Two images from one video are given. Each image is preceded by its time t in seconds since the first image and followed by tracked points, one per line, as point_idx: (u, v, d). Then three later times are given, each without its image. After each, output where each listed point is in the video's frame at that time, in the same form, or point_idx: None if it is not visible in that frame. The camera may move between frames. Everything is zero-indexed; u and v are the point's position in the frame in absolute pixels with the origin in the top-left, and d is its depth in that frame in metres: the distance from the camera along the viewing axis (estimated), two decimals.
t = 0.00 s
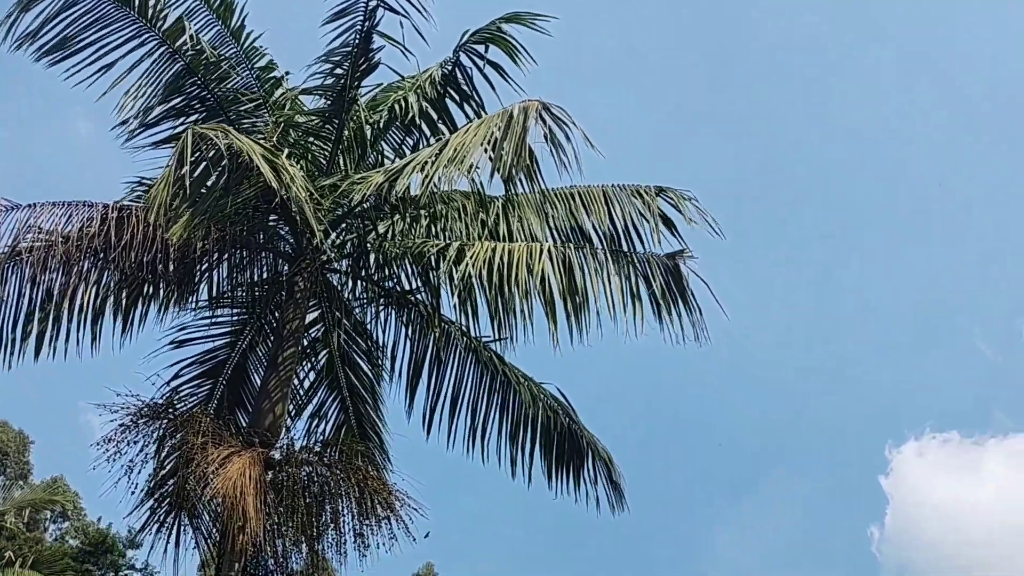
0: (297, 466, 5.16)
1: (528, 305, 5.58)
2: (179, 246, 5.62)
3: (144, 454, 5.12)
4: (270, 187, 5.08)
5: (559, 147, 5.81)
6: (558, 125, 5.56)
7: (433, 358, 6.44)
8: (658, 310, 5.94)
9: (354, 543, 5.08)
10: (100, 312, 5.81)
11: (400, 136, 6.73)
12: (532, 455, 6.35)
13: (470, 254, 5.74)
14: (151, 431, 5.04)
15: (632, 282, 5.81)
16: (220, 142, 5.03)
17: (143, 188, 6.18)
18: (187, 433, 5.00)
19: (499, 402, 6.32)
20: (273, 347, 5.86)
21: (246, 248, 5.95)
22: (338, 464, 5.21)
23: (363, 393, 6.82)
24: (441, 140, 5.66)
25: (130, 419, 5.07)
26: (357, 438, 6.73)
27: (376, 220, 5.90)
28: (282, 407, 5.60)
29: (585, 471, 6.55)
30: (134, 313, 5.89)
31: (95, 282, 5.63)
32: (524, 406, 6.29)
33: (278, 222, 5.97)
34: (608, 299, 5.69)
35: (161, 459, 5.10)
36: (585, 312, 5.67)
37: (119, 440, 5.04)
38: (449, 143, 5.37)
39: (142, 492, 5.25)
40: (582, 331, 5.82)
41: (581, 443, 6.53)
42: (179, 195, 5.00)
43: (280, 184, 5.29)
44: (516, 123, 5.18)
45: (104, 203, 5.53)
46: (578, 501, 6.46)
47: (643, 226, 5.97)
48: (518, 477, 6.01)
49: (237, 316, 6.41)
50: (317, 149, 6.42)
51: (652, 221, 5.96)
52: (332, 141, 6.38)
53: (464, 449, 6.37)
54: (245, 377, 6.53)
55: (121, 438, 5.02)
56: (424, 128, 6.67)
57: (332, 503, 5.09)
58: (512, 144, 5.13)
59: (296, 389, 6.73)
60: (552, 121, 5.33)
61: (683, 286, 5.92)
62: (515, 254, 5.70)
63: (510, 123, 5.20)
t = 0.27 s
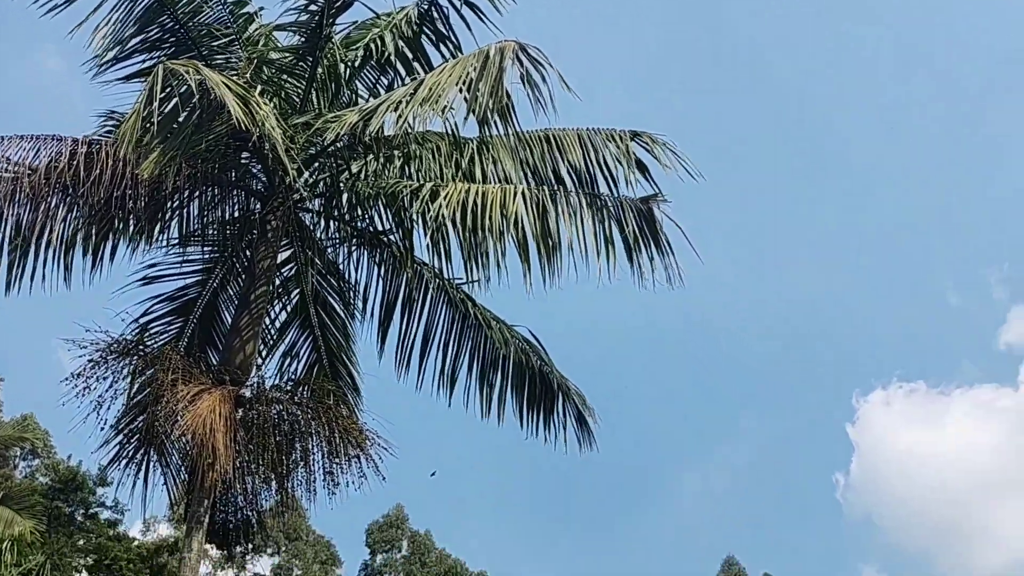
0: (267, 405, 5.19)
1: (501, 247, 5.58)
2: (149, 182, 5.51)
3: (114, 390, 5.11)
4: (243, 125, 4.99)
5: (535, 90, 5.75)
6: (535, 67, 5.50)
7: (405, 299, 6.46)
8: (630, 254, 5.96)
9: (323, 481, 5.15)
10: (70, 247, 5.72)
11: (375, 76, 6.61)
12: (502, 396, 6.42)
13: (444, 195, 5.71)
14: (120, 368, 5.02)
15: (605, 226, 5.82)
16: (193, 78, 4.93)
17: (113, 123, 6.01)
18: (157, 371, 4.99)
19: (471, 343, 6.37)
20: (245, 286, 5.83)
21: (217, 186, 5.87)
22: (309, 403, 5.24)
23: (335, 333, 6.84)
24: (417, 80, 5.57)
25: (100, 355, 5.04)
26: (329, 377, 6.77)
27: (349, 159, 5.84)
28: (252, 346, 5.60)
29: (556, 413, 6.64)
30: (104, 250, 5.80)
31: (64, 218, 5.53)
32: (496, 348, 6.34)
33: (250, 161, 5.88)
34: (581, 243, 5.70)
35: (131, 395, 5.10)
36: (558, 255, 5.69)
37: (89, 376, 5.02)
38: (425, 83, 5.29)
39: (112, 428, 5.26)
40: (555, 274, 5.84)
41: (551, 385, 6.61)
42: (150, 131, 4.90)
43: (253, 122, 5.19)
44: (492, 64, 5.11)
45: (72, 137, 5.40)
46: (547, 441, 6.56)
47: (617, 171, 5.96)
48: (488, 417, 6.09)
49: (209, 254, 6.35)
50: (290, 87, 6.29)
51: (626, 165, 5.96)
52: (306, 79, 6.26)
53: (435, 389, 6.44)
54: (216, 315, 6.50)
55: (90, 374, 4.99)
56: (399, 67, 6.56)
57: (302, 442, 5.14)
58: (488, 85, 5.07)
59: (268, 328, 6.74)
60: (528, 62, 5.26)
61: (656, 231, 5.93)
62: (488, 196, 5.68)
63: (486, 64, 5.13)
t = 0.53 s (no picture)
0: (232, 350, 5.18)
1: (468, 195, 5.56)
2: (113, 125, 5.37)
3: (77, 335, 5.06)
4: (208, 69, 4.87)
5: (505, 38, 5.70)
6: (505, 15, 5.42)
7: (372, 246, 6.45)
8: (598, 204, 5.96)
9: (288, 427, 5.18)
10: (30, 190, 5.59)
11: (343, 21, 6.46)
12: (469, 345, 6.46)
13: (411, 142, 5.66)
14: (84, 312, 4.98)
15: (573, 176, 5.81)
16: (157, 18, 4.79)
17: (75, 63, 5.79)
18: (120, 315, 4.95)
19: (437, 292, 6.38)
20: (210, 231, 5.76)
21: (182, 129, 5.77)
22: (273, 350, 5.24)
23: (301, 279, 6.82)
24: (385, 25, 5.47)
25: (62, 299, 4.97)
26: (295, 324, 6.76)
27: (317, 104, 5.76)
28: (217, 292, 5.55)
29: (522, 361, 6.70)
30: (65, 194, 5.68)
31: (24, 160, 5.40)
32: (462, 297, 6.36)
33: (216, 104, 5.77)
34: (549, 192, 5.70)
35: (94, 340, 5.06)
36: (525, 204, 5.68)
37: (51, 320, 4.96)
38: (394, 29, 5.20)
39: (76, 373, 5.21)
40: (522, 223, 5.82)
41: (517, 334, 6.66)
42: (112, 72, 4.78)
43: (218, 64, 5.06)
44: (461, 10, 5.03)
45: (32, 78, 5.23)
46: (512, 389, 6.64)
47: (587, 121, 5.94)
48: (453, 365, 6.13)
49: (174, 199, 6.26)
50: (257, 31, 6.16)
51: (596, 115, 5.94)
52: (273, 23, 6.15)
53: (401, 337, 6.46)
54: (180, 260, 6.44)
55: (53, 318, 4.94)
56: (368, 14, 6.46)
57: (267, 388, 5.15)
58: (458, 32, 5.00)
59: (234, 275, 6.69)
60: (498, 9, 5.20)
61: (623, 180, 5.93)
62: (457, 144, 5.65)
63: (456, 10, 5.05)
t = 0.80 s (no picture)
0: (190, 304, 5.15)
1: (429, 150, 5.51)
2: (66, 74, 5.22)
3: (31, 288, 4.98)
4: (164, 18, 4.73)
5: None
6: None
7: (332, 201, 6.42)
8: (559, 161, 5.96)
9: (246, 381, 5.18)
10: None
11: None
12: (429, 300, 6.49)
13: (372, 96, 5.60)
14: (38, 264, 4.90)
15: (535, 131, 5.80)
16: None
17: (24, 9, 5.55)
18: (75, 268, 4.89)
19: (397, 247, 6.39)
20: (167, 183, 5.68)
21: (138, 80, 5.64)
22: (231, 304, 5.22)
23: (262, 233, 6.77)
24: None
25: (16, 251, 4.89)
26: (255, 278, 6.72)
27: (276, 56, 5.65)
28: (175, 245, 5.49)
29: (482, 317, 6.76)
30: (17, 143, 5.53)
31: None
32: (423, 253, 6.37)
33: (173, 55, 5.65)
34: (510, 148, 5.70)
35: (49, 293, 4.99)
36: (486, 160, 5.65)
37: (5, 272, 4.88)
38: None
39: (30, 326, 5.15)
40: (484, 181, 5.77)
41: (477, 290, 6.71)
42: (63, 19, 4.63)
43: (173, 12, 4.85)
44: None
45: None
46: (472, 345, 6.69)
47: (549, 77, 5.94)
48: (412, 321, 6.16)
49: (131, 150, 6.14)
50: None
51: (557, 70, 5.93)
52: None
53: (360, 292, 6.46)
54: (137, 212, 6.34)
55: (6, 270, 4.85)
56: None
57: (225, 341, 5.15)
58: None
59: (192, 228, 6.62)
60: None
61: (585, 137, 5.91)
62: (417, 98, 5.63)
63: None
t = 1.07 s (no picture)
0: (165, 277, 5.11)
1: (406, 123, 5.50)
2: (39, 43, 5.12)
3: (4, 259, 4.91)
4: None
5: None
6: None
7: (309, 174, 6.37)
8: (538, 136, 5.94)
9: (222, 355, 5.16)
10: None
11: None
12: (406, 275, 6.47)
13: (350, 69, 5.56)
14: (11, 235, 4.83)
15: (513, 106, 5.78)
16: None
17: None
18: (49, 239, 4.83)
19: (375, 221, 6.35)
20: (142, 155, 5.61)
21: (113, 50, 5.54)
22: (208, 277, 5.18)
23: (239, 207, 6.71)
24: None
25: None
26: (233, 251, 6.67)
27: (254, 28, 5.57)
28: (150, 218, 5.43)
29: (459, 292, 6.75)
30: None
31: None
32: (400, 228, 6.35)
33: (149, 25, 5.56)
34: (488, 122, 5.69)
35: (22, 265, 4.93)
36: (463, 134, 5.64)
37: None
38: None
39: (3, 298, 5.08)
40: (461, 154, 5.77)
41: (455, 266, 6.71)
42: None
43: None
44: None
45: None
46: (450, 320, 6.70)
47: (528, 51, 5.92)
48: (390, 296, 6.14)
49: (106, 122, 6.05)
50: None
51: (538, 45, 5.90)
52: None
53: (337, 266, 6.43)
54: (113, 184, 6.27)
55: None
56: None
57: (201, 315, 5.12)
58: None
59: (169, 201, 6.56)
60: None
61: (564, 112, 5.89)
62: (395, 71, 5.59)
63: None
